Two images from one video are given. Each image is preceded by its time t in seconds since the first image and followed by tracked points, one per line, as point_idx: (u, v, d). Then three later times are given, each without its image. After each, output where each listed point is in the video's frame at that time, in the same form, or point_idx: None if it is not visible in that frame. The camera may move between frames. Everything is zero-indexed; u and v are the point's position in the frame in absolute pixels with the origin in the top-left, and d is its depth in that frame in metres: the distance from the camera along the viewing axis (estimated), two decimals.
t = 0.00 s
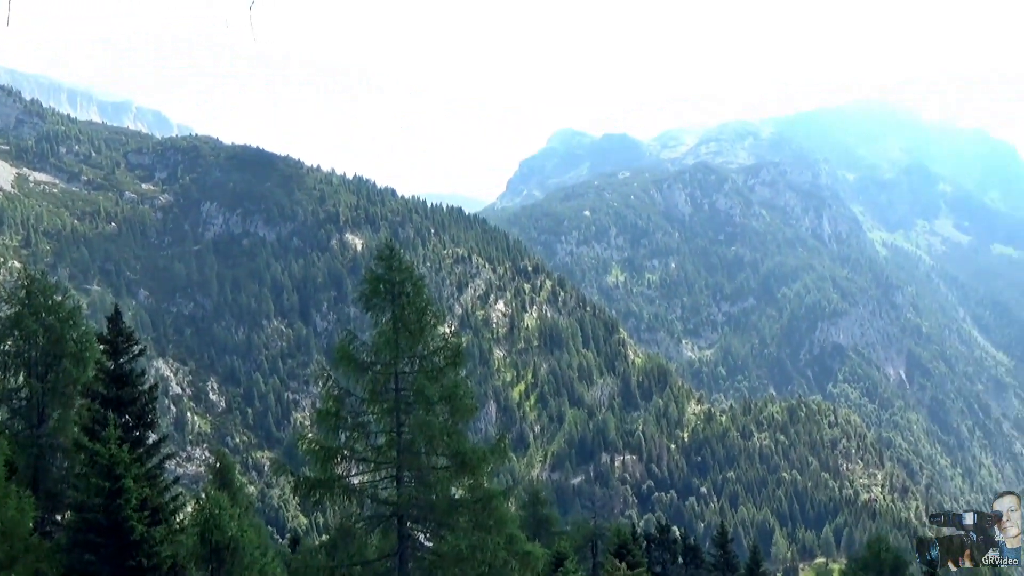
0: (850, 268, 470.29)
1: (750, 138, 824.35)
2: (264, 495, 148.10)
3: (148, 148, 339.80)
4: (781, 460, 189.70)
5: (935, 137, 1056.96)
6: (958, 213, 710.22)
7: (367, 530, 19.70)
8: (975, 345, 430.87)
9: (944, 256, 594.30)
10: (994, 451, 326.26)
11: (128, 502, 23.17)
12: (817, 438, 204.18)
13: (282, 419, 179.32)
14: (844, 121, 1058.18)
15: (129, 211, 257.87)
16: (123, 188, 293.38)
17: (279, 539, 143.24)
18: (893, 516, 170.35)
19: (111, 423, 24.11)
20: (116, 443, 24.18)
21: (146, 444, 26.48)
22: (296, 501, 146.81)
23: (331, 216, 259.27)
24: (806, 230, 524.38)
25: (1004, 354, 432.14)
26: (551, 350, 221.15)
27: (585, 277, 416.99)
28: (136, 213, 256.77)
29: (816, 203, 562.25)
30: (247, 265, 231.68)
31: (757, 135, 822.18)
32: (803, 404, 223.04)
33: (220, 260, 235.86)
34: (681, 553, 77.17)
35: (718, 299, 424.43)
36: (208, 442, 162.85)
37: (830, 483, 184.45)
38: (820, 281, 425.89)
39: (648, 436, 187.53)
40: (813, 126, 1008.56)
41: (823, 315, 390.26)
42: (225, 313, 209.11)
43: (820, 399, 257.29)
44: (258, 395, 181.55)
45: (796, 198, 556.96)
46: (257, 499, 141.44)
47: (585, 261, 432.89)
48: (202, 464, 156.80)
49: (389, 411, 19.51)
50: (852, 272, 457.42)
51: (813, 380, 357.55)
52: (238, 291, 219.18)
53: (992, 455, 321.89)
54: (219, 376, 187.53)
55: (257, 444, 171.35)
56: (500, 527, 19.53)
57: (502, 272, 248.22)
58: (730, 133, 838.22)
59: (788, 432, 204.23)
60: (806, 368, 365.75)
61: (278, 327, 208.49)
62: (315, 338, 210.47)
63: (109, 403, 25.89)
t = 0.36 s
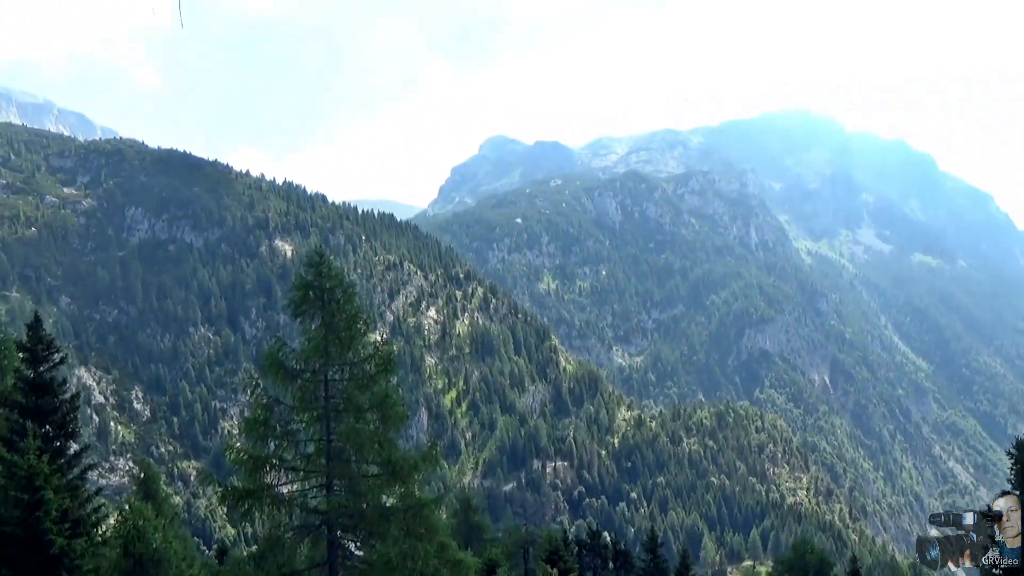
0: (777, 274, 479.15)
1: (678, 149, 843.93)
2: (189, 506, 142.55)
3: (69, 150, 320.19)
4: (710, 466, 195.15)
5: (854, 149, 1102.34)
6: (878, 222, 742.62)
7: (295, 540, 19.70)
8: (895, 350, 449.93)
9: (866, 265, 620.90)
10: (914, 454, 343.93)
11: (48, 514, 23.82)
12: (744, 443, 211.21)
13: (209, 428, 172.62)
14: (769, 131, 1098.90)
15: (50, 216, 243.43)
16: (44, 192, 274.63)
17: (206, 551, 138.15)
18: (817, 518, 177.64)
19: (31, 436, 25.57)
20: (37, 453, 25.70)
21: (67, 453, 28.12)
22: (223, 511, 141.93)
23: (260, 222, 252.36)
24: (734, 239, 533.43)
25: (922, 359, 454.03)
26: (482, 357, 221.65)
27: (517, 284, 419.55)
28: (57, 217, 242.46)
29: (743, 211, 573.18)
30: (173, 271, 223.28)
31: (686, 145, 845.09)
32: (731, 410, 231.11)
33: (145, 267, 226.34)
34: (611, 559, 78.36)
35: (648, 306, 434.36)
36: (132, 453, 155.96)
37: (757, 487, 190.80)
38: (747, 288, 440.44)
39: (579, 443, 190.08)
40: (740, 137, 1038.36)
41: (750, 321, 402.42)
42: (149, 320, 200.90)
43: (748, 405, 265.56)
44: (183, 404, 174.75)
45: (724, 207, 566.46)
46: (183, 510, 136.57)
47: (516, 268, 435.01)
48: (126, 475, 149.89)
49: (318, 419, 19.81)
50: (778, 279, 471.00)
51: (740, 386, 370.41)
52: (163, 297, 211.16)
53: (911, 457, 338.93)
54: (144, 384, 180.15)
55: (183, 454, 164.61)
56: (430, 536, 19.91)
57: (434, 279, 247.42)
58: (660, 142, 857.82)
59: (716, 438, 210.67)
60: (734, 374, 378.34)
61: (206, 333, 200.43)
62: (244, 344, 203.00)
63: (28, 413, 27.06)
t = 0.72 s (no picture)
0: (725, 274, 492.49)
1: (631, 148, 852.82)
2: (136, 502, 138.68)
3: (11, 142, 301.09)
4: (660, 461, 199.06)
5: (803, 150, 1129.80)
6: (826, 222, 763.30)
7: (243, 538, 19.68)
8: (842, 348, 463.35)
9: (814, 264, 638.76)
10: (860, 450, 356.21)
11: None
12: (695, 439, 215.87)
13: (157, 424, 167.97)
14: (721, 130, 1119.78)
15: None
16: None
17: (153, 550, 134.72)
18: (765, 514, 182.57)
19: None
20: None
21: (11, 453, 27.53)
22: (171, 508, 138.64)
23: (210, 216, 246.10)
24: (685, 237, 542.81)
25: (869, 357, 468.59)
26: (435, 353, 220.90)
27: (470, 281, 418.96)
28: None
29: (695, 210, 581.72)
30: (120, 266, 216.63)
31: (640, 145, 855.76)
32: (681, 407, 236.03)
33: (91, 261, 218.69)
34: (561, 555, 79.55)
35: (601, 304, 439.41)
36: (77, 449, 151.02)
37: (706, 483, 195.09)
38: (698, 285, 449.05)
39: (531, 439, 191.55)
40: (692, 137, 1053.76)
41: (701, 319, 410.95)
42: (95, 316, 194.56)
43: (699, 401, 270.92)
44: (130, 400, 169.68)
45: (676, 205, 574.62)
46: (129, 507, 132.75)
47: (470, 265, 433.89)
48: (71, 472, 145.27)
49: (268, 417, 19.85)
50: (729, 278, 480.64)
51: (691, 384, 377.91)
52: (110, 292, 204.81)
53: (857, 453, 350.43)
54: (89, 380, 174.57)
55: (129, 451, 159.80)
56: (382, 531, 20.01)
57: (386, 275, 245.52)
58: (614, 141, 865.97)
59: (667, 434, 214.78)
60: (685, 372, 385.98)
61: (154, 328, 194.47)
62: (193, 340, 197.59)
63: None
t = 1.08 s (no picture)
0: (685, 259, 499.38)
1: (594, 132, 854.17)
2: (92, 485, 135.82)
3: None
4: (619, 444, 202.06)
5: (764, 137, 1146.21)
6: (785, 209, 776.54)
7: (201, 520, 19.72)
8: (800, 334, 474.86)
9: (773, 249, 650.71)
10: (816, 434, 367.00)
11: None
12: (653, 422, 219.61)
13: (113, 407, 163.93)
14: (685, 114, 1127.37)
15: None
16: None
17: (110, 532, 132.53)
18: (722, 497, 186.82)
19: None
20: None
21: None
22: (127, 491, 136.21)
23: (167, 196, 239.46)
24: (646, 221, 547.43)
25: (826, 343, 480.91)
26: (396, 336, 219.56)
27: (431, 264, 416.69)
28: None
29: (656, 195, 585.31)
30: (74, 245, 210.05)
31: (602, 129, 857.58)
32: (641, 390, 239.68)
33: (44, 240, 211.39)
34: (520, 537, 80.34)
35: (562, 287, 442.04)
36: (30, 432, 146.87)
37: (665, 466, 198.32)
38: (658, 270, 453.98)
39: (492, 422, 192.49)
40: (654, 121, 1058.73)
41: (661, 303, 416.39)
42: (50, 296, 188.86)
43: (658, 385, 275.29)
44: (86, 381, 165.17)
45: (637, 189, 578.69)
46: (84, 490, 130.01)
47: (431, 247, 431.02)
48: (24, 454, 141.71)
49: (227, 398, 19.86)
50: (690, 263, 487.33)
51: (650, 367, 383.54)
52: (65, 272, 198.82)
53: (813, 437, 361.01)
54: (43, 361, 169.54)
55: (85, 433, 155.81)
56: (342, 513, 20.13)
57: (347, 257, 242.92)
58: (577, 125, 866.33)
59: (626, 418, 218.15)
60: (645, 356, 391.33)
61: (110, 309, 188.90)
62: (150, 321, 192.44)
63: None
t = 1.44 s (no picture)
0: (644, 256, 505.53)
1: (554, 130, 857.35)
2: (46, 485, 131.34)
3: None
4: (578, 441, 203.68)
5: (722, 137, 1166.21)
6: (743, 207, 790.78)
7: (157, 522, 19.56)
8: (757, 330, 484.74)
9: (731, 246, 662.61)
10: (772, 429, 375.10)
11: None
12: (613, 419, 221.99)
13: (68, 405, 158.54)
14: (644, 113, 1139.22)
15: None
16: None
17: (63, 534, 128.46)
18: (680, 492, 189.69)
19: None
20: None
21: None
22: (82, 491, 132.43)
23: (123, 191, 232.81)
24: (606, 219, 552.03)
25: (783, 340, 491.94)
26: (355, 333, 217.43)
27: (390, 261, 413.22)
28: None
29: (616, 193, 589.91)
30: (27, 242, 203.50)
31: (562, 127, 861.83)
32: (601, 387, 242.00)
33: None
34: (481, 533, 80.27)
35: (522, 284, 443.25)
36: None
37: (624, 462, 200.19)
38: (618, 267, 458.28)
39: (451, 420, 192.28)
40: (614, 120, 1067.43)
41: (621, 300, 420.60)
42: None
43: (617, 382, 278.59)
44: (40, 380, 159.50)
45: (597, 187, 583.10)
46: (37, 491, 125.69)
47: (391, 244, 427.44)
48: None
49: (185, 395, 19.68)
50: (649, 261, 493.73)
51: (610, 364, 387.74)
52: (18, 269, 192.62)
53: (771, 433, 369.11)
54: None
55: (38, 433, 150.46)
56: (302, 511, 20.11)
57: (306, 254, 239.91)
58: (538, 123, 868.54)
59: (585, 415, 220.25)
60: (604, 353, 395.35)
61: (64, 307, 182.50)
62: (106, 319, 186.27)
63: None
